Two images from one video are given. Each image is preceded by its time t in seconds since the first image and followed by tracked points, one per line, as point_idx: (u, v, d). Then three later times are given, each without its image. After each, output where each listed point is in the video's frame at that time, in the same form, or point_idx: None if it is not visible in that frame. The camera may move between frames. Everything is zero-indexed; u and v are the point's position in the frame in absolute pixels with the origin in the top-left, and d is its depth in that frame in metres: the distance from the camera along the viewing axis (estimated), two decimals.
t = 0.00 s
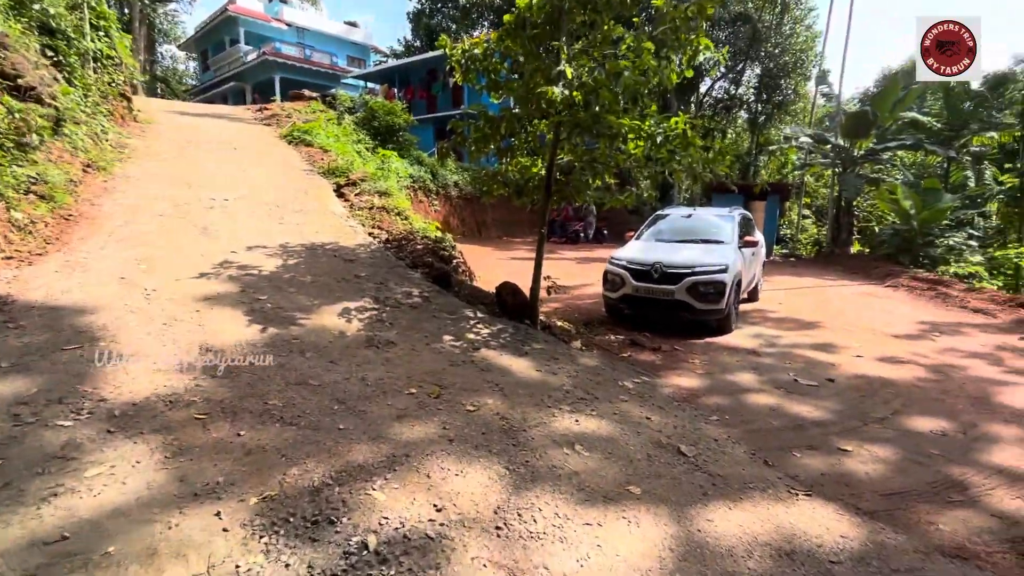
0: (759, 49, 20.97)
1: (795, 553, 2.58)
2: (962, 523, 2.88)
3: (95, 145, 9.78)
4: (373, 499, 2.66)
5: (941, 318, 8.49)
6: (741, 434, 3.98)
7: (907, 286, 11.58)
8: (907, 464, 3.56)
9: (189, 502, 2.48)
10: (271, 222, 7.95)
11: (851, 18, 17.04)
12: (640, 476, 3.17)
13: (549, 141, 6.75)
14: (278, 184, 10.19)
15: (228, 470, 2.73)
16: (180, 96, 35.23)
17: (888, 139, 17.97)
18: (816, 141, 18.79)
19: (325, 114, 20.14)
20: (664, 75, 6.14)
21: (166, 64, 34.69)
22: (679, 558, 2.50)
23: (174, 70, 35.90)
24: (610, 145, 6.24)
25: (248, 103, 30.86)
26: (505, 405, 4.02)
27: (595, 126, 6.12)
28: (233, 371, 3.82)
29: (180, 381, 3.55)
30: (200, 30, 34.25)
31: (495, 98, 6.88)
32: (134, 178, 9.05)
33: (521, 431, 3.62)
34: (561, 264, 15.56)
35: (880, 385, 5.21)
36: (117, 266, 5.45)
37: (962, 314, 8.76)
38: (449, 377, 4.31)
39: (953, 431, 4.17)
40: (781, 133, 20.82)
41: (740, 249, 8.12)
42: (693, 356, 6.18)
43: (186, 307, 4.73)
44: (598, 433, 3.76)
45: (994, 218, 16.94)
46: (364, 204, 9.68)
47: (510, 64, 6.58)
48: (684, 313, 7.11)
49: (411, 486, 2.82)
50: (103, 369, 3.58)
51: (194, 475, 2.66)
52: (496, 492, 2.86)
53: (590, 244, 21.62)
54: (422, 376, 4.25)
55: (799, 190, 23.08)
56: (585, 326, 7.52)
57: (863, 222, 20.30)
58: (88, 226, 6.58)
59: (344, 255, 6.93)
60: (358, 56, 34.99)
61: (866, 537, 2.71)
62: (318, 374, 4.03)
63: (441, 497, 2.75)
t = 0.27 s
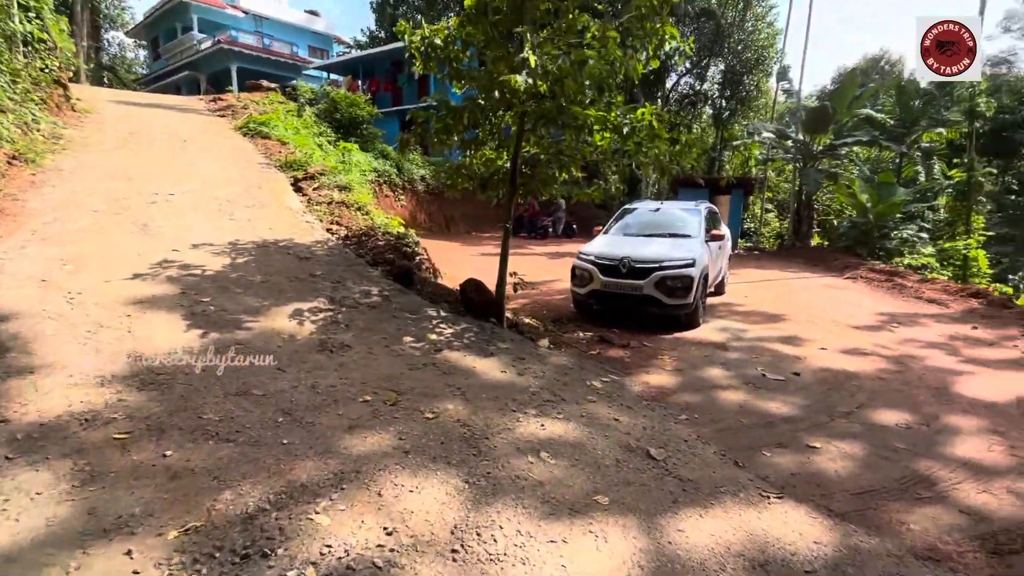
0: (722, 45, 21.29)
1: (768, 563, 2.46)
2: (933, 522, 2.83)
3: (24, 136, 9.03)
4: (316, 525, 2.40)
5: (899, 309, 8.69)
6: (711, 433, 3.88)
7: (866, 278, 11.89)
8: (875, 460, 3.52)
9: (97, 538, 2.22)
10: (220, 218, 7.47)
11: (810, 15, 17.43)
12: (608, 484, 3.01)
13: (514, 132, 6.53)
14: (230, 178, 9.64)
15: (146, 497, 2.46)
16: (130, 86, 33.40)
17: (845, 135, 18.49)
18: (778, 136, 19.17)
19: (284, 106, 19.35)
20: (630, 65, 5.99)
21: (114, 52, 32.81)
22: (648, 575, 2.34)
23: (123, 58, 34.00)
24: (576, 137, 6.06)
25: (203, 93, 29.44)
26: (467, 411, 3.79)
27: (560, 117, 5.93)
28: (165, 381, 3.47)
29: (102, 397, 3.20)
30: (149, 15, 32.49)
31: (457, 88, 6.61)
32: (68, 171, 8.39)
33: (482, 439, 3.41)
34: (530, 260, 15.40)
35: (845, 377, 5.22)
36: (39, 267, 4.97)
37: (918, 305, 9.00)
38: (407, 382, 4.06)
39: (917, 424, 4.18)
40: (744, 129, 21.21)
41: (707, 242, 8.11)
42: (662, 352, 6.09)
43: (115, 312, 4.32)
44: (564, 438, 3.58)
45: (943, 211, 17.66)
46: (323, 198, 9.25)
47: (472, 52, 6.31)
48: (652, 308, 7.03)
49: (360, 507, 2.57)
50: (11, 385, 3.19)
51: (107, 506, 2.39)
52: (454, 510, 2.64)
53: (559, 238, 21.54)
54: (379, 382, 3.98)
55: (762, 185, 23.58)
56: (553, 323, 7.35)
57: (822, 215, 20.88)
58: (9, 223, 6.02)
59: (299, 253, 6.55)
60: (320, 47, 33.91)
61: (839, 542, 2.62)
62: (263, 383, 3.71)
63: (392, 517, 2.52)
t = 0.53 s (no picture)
0: (691, 40, 21.49)
1: None
2: (904, 526, 2.80)
3: None
4: (257, 563, 2.21)
5: (864, 302, 8.86)
6: (684, 438, 3.80)
7: (831, 272, 12.13)
8: (846, 462, 3.49)
9: None
10: (171, 219, 7.05)
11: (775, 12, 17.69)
12: (578, 500, 2.88)
13: (481, 129, 6.34)
14: (184, 176, 9.14)
15: (65, 542, 2.20)
16: (80, 77, 31.69)
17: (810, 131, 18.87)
18: (746, 132, 19.41)
19: (245, 99, 18.60)
20: (598, 60, 5.86)
21: (62, 41, 31.04)
22: None
23: (72, 47, 32.20)
24: (545, 133, 5.90)
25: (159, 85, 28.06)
26: (432, 423, 3.61)
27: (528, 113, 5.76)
28: (99, 403, 3.18)
29: (23, 424, 2.90)
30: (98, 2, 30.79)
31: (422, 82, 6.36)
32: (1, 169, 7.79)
33: (447, 453, 3.24)
34: (503, 256, 15.22)
35: (814, 374, 5.24)
36: None
37: (882, 298, 9.19)
38: (368, 393, 3.85)
39: (885, 421, 4.20)
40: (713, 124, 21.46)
41: (678, 239, 8.08)
42: (634, 351, 6.02)
43: (46, 326, 3.98)
44: (534, 449, 3.43)
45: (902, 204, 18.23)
46: (284, 196, 8.86)
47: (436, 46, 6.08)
48: (625, 306, 6.96)
49: (310, 540, 2.38)
50: None
51: (16, 555, 2.13)
52: (413, 537, 2.47)
53: (533, 234, 21.43)
54: (338, 395, 3.76)
55: (731, 179, 23.96)
56: (525, 323, 7.22)
57: (789, 209, 21.34)
58: None
59: (256, 255, 6.22)
60: (285, 38, 32.82)
61: (813, 554, 2.56)
62: (210, 400, 3.44)
63: (345, 550, 2.34)
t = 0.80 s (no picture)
0: (666, 36, 21.62)
1: None
2: (890, 529, 2.74)
3: None
4: None
5: (838, 296, 8.98)
6: (666, 442, 3.71)
7: (805, 265, 12.30)
8: (828, 462, 3.45)
9: None
10: (126, 219, 6.66)
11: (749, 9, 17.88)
12: (559, 513, 2.74)
13: (455, 123, 6.15)
14: (142, 174, 8.69)
15: None
16: (33, 69, 30.14)
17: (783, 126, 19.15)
18: (721, 127, 19.56)
19: (210, 93, 17.90)
20: (574, 52, 5.72)
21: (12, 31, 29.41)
22: None
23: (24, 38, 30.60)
24: (520, 127, 5.74)
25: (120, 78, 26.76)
26: (404, 433, 3.43)
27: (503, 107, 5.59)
28: (34, 423, 2.91)
29: None
30: None
31: (392, 74, 6.12)
32: None
33: (419, 466, 3.07)
34: (481, 253, 15.04)
35: (793, 371, 5.23)
36: None
37: (855, 291, 9.33)
38: (336, 403, 3.64)
39: (864, 417, 4.19)
40: (688, 120, 21.63)
41: (656, 235, 8.02)
42: (614, 350, 5.92)
43: None
44: (512, 458, 3.29)
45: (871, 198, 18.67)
46: (250, 194, 8.50)
47: (407, 37, 5.86)
48: (603, 304, 6.86)
49: (268, 571, 2.18)
50: None
51: None
52: (382, 562, 2.30)
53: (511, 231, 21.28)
54: (303, 405, 3.55)
55: (706, 174, 24.23)
56: (503, 323, 7.07)
57: (763, 204, 21.66)
58: None
59: (219, 257, 5.91)
60: (253, 30, 31.81)
61: (800, 562, 2.48)
62: (162, 414, 3.19)
63: None
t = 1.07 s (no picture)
0: (646, 31, 21.61)
1: None
2: (897, 538, 2.60)
3: None
4: None
5: (822, 289, 8.96)
6: (659, 447, 3.53)
7: (788, 259, 12.32)
8: (827, 465, 3.31)
9: None
10: (82, 219, 6.26)
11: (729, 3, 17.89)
12: (549, 533, 2.54)
13: (434, 115, 5.87)
14: (102, 170, 8.22)
15: None
16: None
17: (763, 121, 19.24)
18: (703, 122, 19.55)
19: (179, 86, 17.23)
20: (557, 41, 5.48)
21: None
22: None
23: None
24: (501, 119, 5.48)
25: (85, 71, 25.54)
26: (381, 445, 3.18)
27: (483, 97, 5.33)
28: None
29: None
30: None
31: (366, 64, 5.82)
32: None
33: (397, 482, 2.83)
34: (464, 250, 14.77)
35: (784, 368, 5.11)
36: None
37: (839, 285, 9.32)
38: (307, 415, 3.38)
39: (859, 416, 4.07)
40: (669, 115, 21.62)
41: (642, 231, 7.86)
42: (602, 349, 5.75)
43: None
44: (497, 471, 3.07)
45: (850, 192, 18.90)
46: (220, 190, 8.10)
47: (382, 24, 5.55)
48: (589, 302, 6.68)
49: None
50: None
51: None
52: None
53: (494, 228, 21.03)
54: (271, 418, 3.27)
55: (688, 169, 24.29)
56: (487, 322, 6.84)
57: (744, 198, 21.79)
58: None
59: (183, 257, 5.56)
60: (225, 22, 30.84)
61: None
62: (110, 433, 2.90)
63: None
